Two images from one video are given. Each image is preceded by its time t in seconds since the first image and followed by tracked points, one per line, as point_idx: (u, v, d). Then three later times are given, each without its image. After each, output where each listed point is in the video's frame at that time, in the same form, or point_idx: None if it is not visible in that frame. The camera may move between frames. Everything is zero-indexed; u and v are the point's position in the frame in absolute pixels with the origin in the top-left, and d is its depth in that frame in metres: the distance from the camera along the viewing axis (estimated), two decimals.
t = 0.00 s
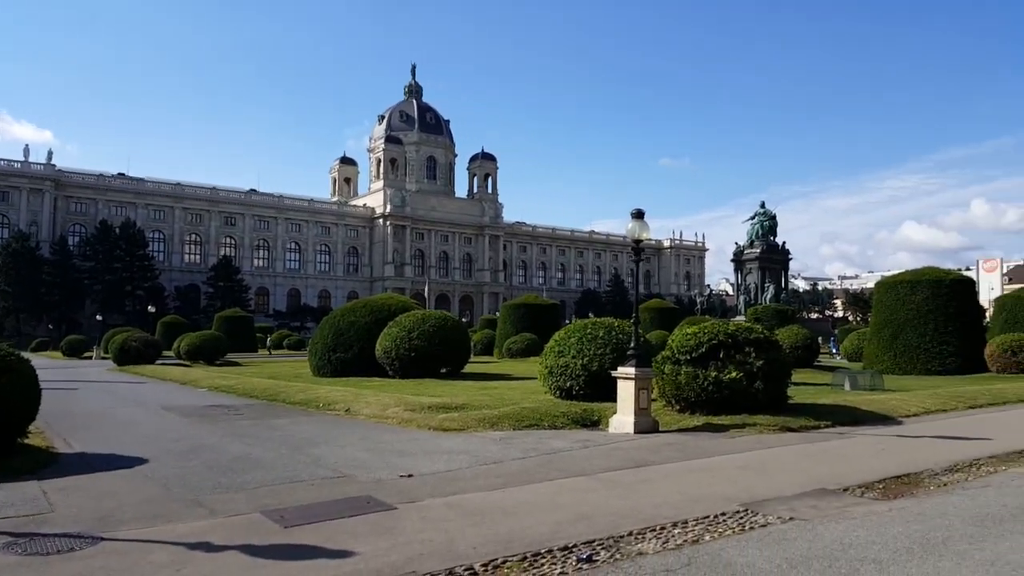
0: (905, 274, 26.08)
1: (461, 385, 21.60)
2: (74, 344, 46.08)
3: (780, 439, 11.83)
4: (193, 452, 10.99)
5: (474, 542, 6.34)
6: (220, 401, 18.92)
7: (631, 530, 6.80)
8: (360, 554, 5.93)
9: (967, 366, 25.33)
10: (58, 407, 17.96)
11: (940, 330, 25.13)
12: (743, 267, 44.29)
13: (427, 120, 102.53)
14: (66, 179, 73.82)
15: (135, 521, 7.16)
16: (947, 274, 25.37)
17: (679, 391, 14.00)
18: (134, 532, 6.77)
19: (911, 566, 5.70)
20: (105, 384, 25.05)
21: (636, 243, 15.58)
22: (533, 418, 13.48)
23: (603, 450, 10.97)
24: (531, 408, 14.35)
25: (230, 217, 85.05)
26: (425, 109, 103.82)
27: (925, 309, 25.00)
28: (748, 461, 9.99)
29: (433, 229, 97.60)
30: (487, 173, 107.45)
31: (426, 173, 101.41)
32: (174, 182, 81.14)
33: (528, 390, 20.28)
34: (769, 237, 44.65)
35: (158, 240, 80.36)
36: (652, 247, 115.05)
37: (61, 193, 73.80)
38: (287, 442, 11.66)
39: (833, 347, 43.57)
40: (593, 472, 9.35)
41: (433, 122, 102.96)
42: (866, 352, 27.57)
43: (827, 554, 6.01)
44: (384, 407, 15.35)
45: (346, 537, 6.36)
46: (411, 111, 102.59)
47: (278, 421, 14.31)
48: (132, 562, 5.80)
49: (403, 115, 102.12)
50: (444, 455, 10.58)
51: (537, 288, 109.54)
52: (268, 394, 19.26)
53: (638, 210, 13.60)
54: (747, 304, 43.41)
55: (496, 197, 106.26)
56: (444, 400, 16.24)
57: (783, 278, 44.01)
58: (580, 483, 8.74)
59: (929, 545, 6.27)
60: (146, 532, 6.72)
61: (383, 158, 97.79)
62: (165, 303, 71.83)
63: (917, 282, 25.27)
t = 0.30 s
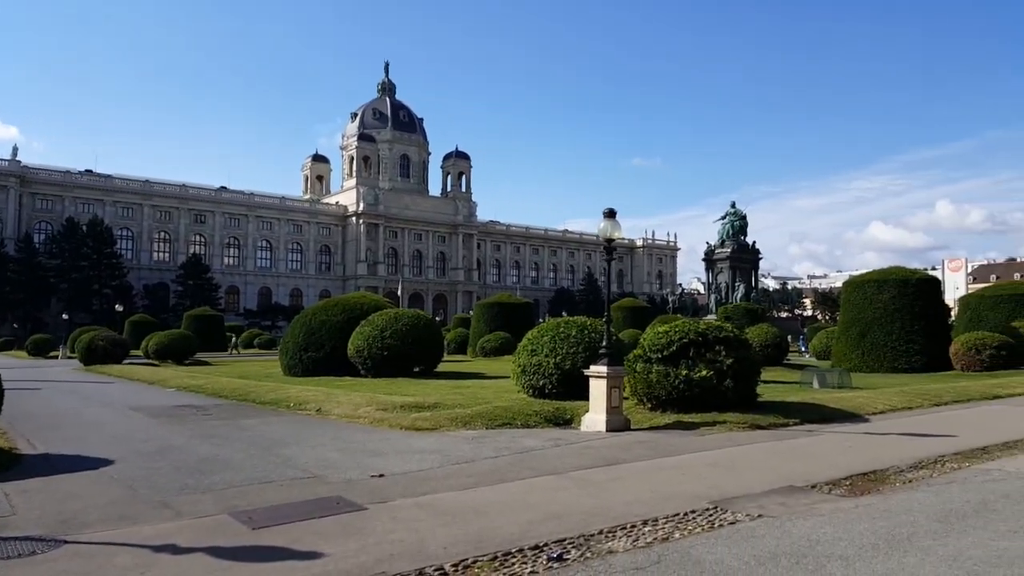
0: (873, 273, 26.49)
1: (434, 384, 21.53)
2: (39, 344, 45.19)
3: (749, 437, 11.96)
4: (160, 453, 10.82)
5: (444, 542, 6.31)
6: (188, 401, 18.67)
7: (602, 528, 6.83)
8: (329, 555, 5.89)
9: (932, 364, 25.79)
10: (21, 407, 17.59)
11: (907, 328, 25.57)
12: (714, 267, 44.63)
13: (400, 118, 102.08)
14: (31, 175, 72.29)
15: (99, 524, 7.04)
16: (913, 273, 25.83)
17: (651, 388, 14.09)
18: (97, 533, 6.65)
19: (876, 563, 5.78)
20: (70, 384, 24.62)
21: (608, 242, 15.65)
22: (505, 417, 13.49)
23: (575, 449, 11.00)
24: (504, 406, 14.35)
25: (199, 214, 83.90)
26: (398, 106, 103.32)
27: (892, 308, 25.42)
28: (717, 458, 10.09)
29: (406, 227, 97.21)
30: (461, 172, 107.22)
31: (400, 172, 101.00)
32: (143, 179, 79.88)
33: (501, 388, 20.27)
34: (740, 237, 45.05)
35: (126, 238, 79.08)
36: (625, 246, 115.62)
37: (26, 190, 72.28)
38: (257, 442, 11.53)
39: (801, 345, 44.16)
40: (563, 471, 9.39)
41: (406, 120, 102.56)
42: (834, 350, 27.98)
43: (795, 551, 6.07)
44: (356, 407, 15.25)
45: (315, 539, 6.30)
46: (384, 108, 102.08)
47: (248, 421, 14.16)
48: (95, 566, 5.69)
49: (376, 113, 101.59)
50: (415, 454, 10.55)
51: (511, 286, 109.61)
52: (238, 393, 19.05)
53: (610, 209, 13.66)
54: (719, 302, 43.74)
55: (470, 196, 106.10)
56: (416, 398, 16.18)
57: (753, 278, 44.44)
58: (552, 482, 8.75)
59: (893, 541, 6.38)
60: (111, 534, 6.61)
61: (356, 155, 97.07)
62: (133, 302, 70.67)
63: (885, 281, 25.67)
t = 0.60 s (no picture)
0: (843, 274, 26.86)
1: (408, 384, 21.44)
2: (4, 343, 44.28)
3: (721, 436, 12.06)
4: (128, 454, 10.67)
5: (416, 542, 6.29)
6: (158, 401, 18.41)
7: (574, 527, 6.85)
8: (300, 557, 5.84)
9: (901, 364, 26.21)
10: None
11: (876, 328, 25.96)
12: (687, 267, 45.00)
13: (374, 116, 101.62)
14: None
15: (64, 526, 6.91)
16: (882, 274, 26.21)
17: (624, 388, 14.17)
18: (63, 536, 6.54)
19: (843, 560, 5.87)
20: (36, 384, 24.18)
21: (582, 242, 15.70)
22: (480, 417, 13.48)
23: (548, 448, 11.03)
24: (478, 407, 14.33)
25: (171, 212, 82.85)
26: (373, 105, 102.86)
27: (861, 308, 25.80)
28: (689, 458, 10.17)
29: (381, 227, 96.78)
30: (436, 171, 106.98)
31: (374, 170, 100.56)
32: (113, 176, 78.66)
33: (475, 388, 20.25)
34: (712, 238, 45.48)
35: (95, 236, 77.81)
36: (600, 246, 116.11)
37: None
38: (227, 443, 11.41)
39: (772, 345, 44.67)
40: (537, 470, 9.41)
41: (381, 119, 102.17)
42: (805, 350, 28.34)
43: (763, 549, 6.14)
44: (329, 407, 15.15)
45: (286, 540, 6.25)
46: (359, 107, 101.55)
47: (220, 422, 14.00)
48: (59, 569, 5.60)
49: (351, 111, 101.03)
50: (388, 454, 10.50)
51: (486, 286, 109.59)
52: (208, 394, 18.83)
53: (583, 210, 13.72)
54: (692, 303, 44.08)
55: (445, 196, 105.91)
56: (390, 399, 16.11)
57: (725, 278, 44.88)
58: (524, 481, 8.77)
59: (861, 539, 6.47)
60: (76, 536, 6.51)
61: (330, 154, 96.36)
62: (102, 301, 69.55)
63: (854, 282, 26.04)
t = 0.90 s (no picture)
0: (817, 275, 27.14)
1: (386, 383, 21.37)
2: None
3: (696, 435, 12.15)
4: (99, 454, 10.51)
5: (391, 542, 6.27)
6: (131, 400, 18.16)
7: (550, 526, 6.87)
8: (273, 557, 5.80)
9: (874, 363, 26.56)
10: None
11: (850, 328, 26.28)
12: (665, 267, 45.24)
13: (354, 114, 101.19)
14: None
15: (33, 527, 6.80)
16: (856, 275, 26.50)
17: (601, 387, 14.22)
18: (31, 537, 6.44)
19: (815, 557, 5.94)
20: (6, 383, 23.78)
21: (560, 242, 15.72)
22: (457, 416, 13.46)
23: (526, 447, 11.04)
24: (456, 406, 14.30)
25: (146, 209, 81.91)
26: (352, 103, 102.38)
27: (836, 309, 26.08)
28: (665, 456, 10.23)
29: (360, 225, 96.32)
30: (416, 169, 106.64)
31: (354, 168, 100.11)
32: (87, 172, 77.59)
33: (453, 387, 20.21)
34: (690, 238, 45.77)
35: (69, 233, 76.65)
36: (579, 246, 116.39)
37: None
38: (202, 443, 11.30)
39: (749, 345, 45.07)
40: (514, 469, 9.40)
41: (360, 117, 101.72)
42: (781, 350, 28.62)
43: (737, 547, 6.19)
44: (306, 406, 15.05)
45: (260, 540, 6.20)
46: (338, 104, 101.03)
47: (194, 421, 13.85)
48: (28, 570, 5.51)
49: (330, 108, 100.43)
50: (365, 454, 10.45)
51: (466, 285, 109.47)
52: (183, 393, 18.64)
53: (562, 209, 13.74)
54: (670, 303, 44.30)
55: (425, 194, 105.65)
56: (367, 398, 16.04)
57: (703, 278, 45.19)
58: (502, 480, 8.77)
59: (833, 536, 6.55)
60: (45, 538, 6.41)
61: (308, 151, 95.65)
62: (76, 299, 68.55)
63: (828, 283, 26.31)
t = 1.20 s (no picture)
0: (791, 274, 27.40)
1: (364, 385, 21.27)
2: None
3: (672, 433, 12.22)
4: (69, 459, 10.33)
5: (367, 544, 6.24)
6: (103, 404, 17.90)
7: (526, 526, 6.87)
8: (246, 561, 5.75)
9: (847, 361, 26.91)
10: None
11: (823, 327, 26.60)
12: (643, 267, 45.44)
13: (330, 114, 100.65)
14: None
15: None
16: (829, 274, 26.79)
17: (579, 386, 14.25)
18: None
19: (788, 554, 6.00)
20: None
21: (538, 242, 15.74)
22: (435, 417, 13.43)
23: (502, 447, 11.05)
24: (434, 406, 14.26)
25: (119, 210, 80.86)
26: (329, 102, 101.80)
27: (809, 308, 26.37)
28: (643, 454, 10.28)
29: (337, 225, 95.76)
30: (394, 169, 106.24)
31: (331, 168, 99.56)
32: (58, 172, 76.42)
33: (431, 388, 20.15)
34: (667, 238, 46.02)
35: (40, 235, 75.40)
36: (558, 246, 116.65)
37: None
38: (175, 446, 11.17)
39: (725, 344, 45.41)
40: (491, 469, 9.40)
41: (337, 116, 101.24)
42: (756, 349, 28.90)
43: (711, 544, 6.24)
44: (282, 408, 14.94)
45: (232, 544, 6.15)
46: (314, 104, 100.44)
47: (167, 424, 13.69)
48: None
49: (306, 108, 99.78)
50: (342, 456, 10.39)
51: (445, 286, 109.30)
52: (156, 395, 18.42)
53: (539, 209, 13.76)
54: (647, 302, 44.48)
55: (403, 194, 105.35)
56: (345, 399, 15.95)
57: (679, 278, 45.45)
58: (479, 480, 8.76)
59: (805, 533, 6.62)
60: (12, 545, 6.31)
61: (285, 151, 94.90)
62: (47, 301, 67.45)
63: (802, 282, 26.56)
